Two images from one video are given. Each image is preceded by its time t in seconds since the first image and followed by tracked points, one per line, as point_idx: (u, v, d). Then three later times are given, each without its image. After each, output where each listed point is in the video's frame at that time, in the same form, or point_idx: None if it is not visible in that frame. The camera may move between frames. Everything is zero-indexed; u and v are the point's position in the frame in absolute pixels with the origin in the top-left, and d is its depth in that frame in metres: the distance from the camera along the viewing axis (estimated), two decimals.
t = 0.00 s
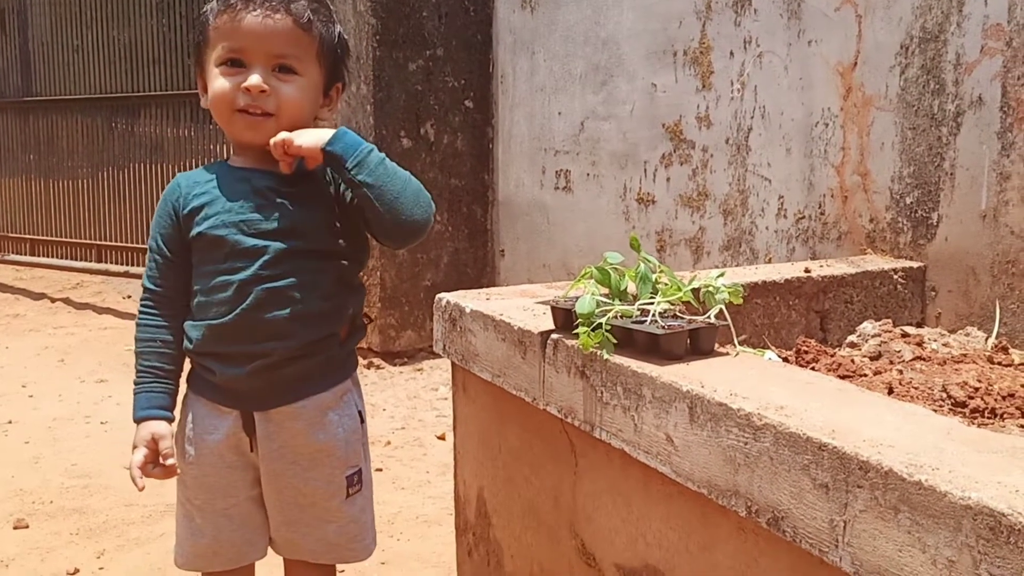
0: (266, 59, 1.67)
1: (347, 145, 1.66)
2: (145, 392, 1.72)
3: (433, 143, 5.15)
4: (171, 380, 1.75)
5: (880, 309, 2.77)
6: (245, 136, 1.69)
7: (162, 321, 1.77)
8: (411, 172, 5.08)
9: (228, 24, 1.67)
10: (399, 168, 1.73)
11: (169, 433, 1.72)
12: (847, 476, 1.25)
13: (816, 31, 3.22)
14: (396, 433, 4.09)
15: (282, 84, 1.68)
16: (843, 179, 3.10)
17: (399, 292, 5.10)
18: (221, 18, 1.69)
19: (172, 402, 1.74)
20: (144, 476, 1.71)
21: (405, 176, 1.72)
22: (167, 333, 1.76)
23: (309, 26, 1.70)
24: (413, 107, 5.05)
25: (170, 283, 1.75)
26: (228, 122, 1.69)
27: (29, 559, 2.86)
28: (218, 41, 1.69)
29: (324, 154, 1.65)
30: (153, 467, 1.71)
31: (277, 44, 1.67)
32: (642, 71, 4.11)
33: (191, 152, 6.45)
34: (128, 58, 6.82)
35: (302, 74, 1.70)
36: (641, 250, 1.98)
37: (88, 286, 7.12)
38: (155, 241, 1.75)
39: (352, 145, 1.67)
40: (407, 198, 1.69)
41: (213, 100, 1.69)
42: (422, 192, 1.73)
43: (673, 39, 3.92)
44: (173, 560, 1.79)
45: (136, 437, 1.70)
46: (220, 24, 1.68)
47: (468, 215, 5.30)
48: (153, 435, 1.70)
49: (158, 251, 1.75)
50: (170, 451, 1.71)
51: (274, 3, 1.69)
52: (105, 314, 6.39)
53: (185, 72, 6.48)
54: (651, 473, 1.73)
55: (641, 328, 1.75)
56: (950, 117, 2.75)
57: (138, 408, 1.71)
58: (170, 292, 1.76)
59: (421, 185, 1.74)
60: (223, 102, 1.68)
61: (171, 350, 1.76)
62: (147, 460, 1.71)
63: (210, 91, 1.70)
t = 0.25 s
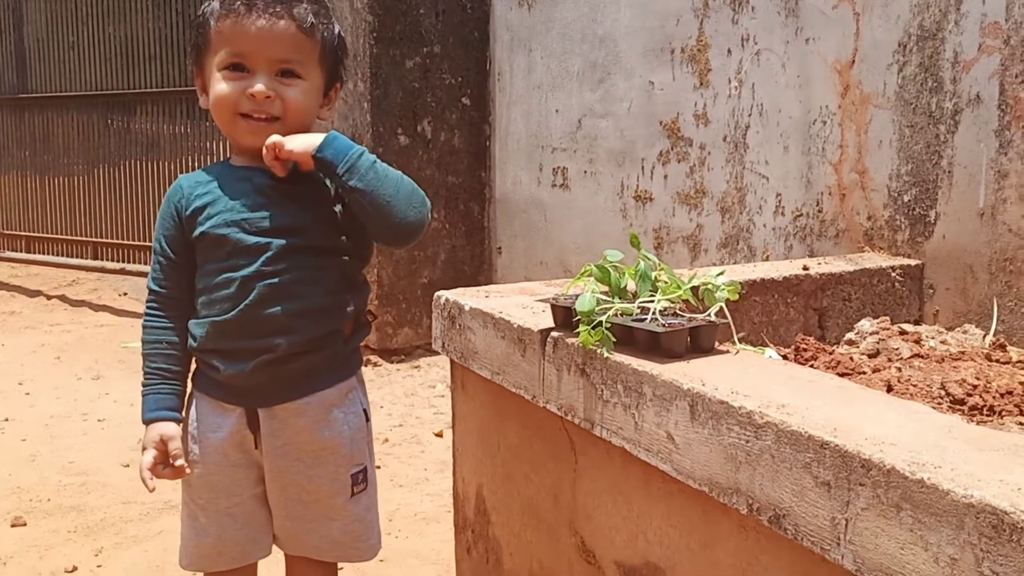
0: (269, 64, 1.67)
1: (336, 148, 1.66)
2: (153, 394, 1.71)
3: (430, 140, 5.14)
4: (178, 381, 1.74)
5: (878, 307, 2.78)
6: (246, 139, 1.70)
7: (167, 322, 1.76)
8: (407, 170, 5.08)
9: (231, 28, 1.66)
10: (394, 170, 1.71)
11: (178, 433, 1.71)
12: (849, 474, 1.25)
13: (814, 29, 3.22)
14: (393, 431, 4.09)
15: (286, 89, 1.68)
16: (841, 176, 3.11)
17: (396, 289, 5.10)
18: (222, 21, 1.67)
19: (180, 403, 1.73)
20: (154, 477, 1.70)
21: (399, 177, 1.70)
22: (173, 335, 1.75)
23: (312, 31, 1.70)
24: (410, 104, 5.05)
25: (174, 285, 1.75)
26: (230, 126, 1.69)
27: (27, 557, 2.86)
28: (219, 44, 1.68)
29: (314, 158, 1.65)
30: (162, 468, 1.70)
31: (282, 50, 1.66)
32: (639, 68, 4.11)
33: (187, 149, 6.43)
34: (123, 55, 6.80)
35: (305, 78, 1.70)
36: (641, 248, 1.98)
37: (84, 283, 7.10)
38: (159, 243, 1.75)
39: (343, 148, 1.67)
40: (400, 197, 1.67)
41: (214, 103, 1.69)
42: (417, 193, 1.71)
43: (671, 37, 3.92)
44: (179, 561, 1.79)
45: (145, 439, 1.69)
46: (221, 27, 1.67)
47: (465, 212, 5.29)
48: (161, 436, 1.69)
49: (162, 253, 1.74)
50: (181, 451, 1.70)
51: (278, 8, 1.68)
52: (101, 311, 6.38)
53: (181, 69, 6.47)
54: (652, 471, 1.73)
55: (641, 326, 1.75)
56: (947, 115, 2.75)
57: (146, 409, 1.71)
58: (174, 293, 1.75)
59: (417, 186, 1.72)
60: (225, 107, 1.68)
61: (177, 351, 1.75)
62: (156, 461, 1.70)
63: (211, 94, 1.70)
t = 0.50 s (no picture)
0: (281, 64, 1.67)
1: (337, 168, 1.65)
2: (154, 391, 1.73)
3: (431, 140, 5.14)
4: (179, 379, 1.76)
5: (880, 306, 2.79)
6: (255, 138, 1.70)
7: (170, 321, 1.77)
8: (409, 169, 5.08)
9: (243, 27, 1.67)
10: (392, 199, 1.71)
11: (178, 432, 1.73)
12: (856, 473, 1.25)
13: (816, 29, 3.23)
14: (395, 430, 4.09)
15: (297, 90, 1.68)
16: (843, 176, 3.11)
17: (397, 289, 5.10)
18: (235, 21, 1.68)
19: (180, 401, 1.75)
20: (152, 474, 1.72)
21: (397, 209, 1.70)
22: (175, 333, 1.76)
23: (323, 32, 1.71)
24: (411, 103, 5.05)
25: (177, 284, 1.76)
26: (240, 125, 1.69)
27: (30, 557, 2.86)
28: (231, 44, 1.68)
29: (313, 175, 1.65)
30: (161, 466, 1.72)
31: (294, 51, 1.67)
32: (641, 68, 4.11)
33: (188, 149, 6.43)
34: (124, 55, 6.80)
35: (316, 80, 1.71)
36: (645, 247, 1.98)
37: (85, 283, 7.10)
38: (162, 241, 1.76)
39: (344, 169, 1.66)
40: (392, 232, 1.67)
41: (224, 102, 1.69)
42: (411, 230, 1.71)
43: (673, 36, 3.92)
44: (182, 560, 1.80)
45: (145, 436, 1.71)
46: (233, 27, 1.68)
47: (467, 212, 5.30)
48: (161, 435, 1.71)
49: (165, 251, 1.75)
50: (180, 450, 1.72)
51: (290, 9, 1.68)
52: (102, 311, 6.38)
53: (181, 69, 6.47)
54: (657, 470, 1.74)
55: (646, 326, 1.76)
56: (949, 115, 2.75)
57: (146, 407, 1.72)
58: (177, 291, 1.76)
59: (413, 220, 1.72)
60: (235, 106, 1.68)
61: (178, 349, 1.76)
62: (155, 458, 1.72)
63: (222, 93, 1.70)
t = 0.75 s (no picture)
0: (288, 67, 1.67)
1: (345, 186, 1.65)
2: (153, 389, 1.74)
3: (433, 141, 5.15)
4: (178, 377, 1.76)
5: (883, 307, 2.79)
6: (263, 140, 1.70)
7: (173, 319, 1.77)
8: (411, 171, 5.09)
9: (251, 31, 1.67)
10: (398, 220, 1.71)
11: (176, 429, 1.75)
12: (863, 473, 1.25)
13: (818, 30, 3.23)
14: (397, 431, 4.10)
15: (305, 92, 1.68)
16: (846, 177, 3.11)
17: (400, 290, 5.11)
18: (242, 25, 1.69)
19: (180, 399, 1.75)
20: (148, 470, 1.74)
21: (401, 232, 1.70)
22: (177, 331, 1.77)
23: (330, 35, 1.71)
24: (413, 105, 5.05)
25: (181, 282, 1.77)
26: (249, 128, 1.69)
27: (34, 558, 2.86)
28: (239, 48, 1.69)
29: (320, 189, 1.64)
30: (157, 462, 1.74)
31: (301, 54, 1.67)
32: (643, 70, 4.12)
33: (190, 150, 6.44)
34: (126, 56, 6.81)
35: (323, 83, 1.71)
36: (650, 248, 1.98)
37: (87, 285, 7.11)
38: (168, 239, 1.76)
39: (352, 188, 1.65)
40: (392, 256, 1.67)
41: (232, 106, 1.69)
42: (414, 253, 1.71)
43: (675, 37, 3.92)
44: (182, 561, 1.80)
45: (142, 433, 1.72)
46: (241, 31, 1.68)
47: (469, 213, 5.30)
48: (158, 433, 1.72)
49: (170, 249, 1.76)
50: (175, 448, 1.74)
51: (297, 12, 1.69)
52: (104, 313, 6.38)
53: (183, 70, 6.47)
54: (663, 470, 1.74)
55: (651, 326, 1.76)
56: (952, 115, 2.75)
57: (146, 404, 1.73)
58: (180, 290, 1.77)
59: (416, 241, 1.73)
60: (244, 109, 1.68)
61: (179, 348, 1.77)
62: (152, 455, 1.74)
63: (230, 97, 1.70)
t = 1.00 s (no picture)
0: (292, 70, 1.68)
1: (357, 194, 1.65)
2: (161, 393, 1.73)
3: (435, 144, 5.15)
4: (185, 382, 1.76)
5: (885, 309, 2.79)
6: (269, 145, 1.70)
7: (179, 323, 1.78)
8: (412, 173, 5.09)
9: (254, 35, 1.68)
10: (402, 227, 1.73)
11: (183, 434, 1.74)
12: (865, 476, 1.26)
13: (819, 32, 3.23)
14: (399, 434, 4.10)
15: (309, 95, 1.69)
16: (847, 180, 3.12)
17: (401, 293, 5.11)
18: (245, 29, 1.69)
19: (187, 403, 1.75)
20: (155, 475, 1.73)
21: (407, 240, 1.71)
22: (183, 335, 1.77)
23: (332, 37, 1.72)
24: (415, 107, 5.06)
25: (186, 286, 1.77)
26: (254, 133, 1.70)
27: (37, 560, 2.87)
28: (242, 52, 1.69)
29: (328, 193, 1.64)
30: (165, 467, 1.73)
31: (304, 56, 1.68)
32: (645, 73, 4.12)
33: (191, 153, 6.45)
34: (128, 59, 6.81)
35: (325, 85, 1.71)
36: (652, 251, 1.99)
37: (88, 287, 7.11)
38: (173, 243, 1.77)
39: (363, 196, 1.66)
40: (398, 266, 1.69)
41: (237, 111, 1.70)
42: (417, 262, 1.73)
43: (677, 40, 3.93)
44: (187, 565, 1.80)
45: (150, 437, 1.72)
46: (244, 36, 1.69)
47: (470, 216, 5.30)
48: (166, 437, 1.72)
49: (175, 253, 1.76)
50: (183, 452, 1.73)
51: (299, 15, 1.69)
52: (105, 315, 6.38)
53: (185, 73, 6.48)
54: (665, 473, 1.74)
55: (653, 329, 1.76)
56: (954, 118, 2.76)
57: (153, 408, 1.73)
58: (186, 293, 1.77)
59: (421, 249, 1.75)
60: (248, 113, 1.69)
61: (185, 351, 1.77)
62: (159, 460, 1.73)
63: (234, 101, 1.70)
